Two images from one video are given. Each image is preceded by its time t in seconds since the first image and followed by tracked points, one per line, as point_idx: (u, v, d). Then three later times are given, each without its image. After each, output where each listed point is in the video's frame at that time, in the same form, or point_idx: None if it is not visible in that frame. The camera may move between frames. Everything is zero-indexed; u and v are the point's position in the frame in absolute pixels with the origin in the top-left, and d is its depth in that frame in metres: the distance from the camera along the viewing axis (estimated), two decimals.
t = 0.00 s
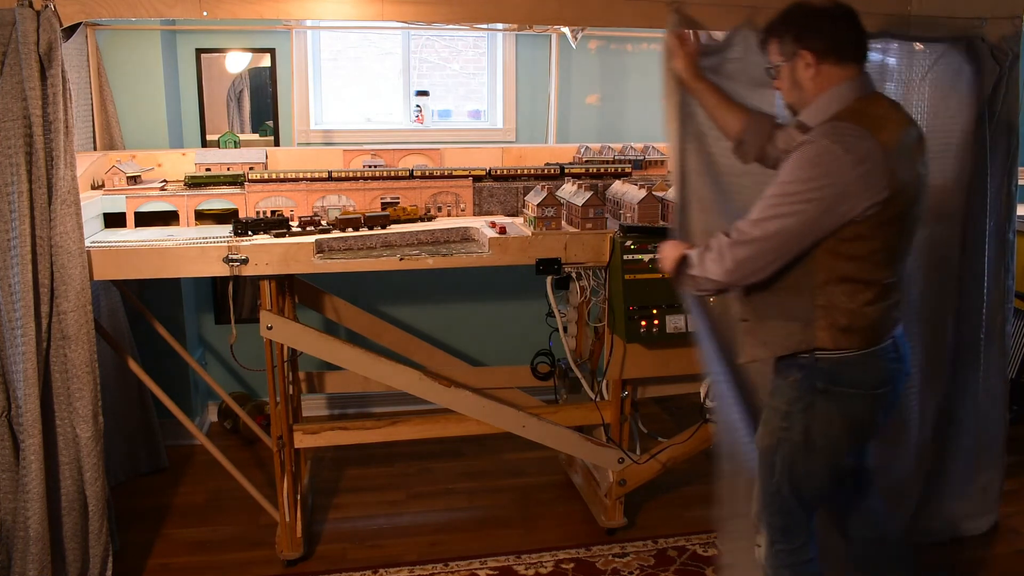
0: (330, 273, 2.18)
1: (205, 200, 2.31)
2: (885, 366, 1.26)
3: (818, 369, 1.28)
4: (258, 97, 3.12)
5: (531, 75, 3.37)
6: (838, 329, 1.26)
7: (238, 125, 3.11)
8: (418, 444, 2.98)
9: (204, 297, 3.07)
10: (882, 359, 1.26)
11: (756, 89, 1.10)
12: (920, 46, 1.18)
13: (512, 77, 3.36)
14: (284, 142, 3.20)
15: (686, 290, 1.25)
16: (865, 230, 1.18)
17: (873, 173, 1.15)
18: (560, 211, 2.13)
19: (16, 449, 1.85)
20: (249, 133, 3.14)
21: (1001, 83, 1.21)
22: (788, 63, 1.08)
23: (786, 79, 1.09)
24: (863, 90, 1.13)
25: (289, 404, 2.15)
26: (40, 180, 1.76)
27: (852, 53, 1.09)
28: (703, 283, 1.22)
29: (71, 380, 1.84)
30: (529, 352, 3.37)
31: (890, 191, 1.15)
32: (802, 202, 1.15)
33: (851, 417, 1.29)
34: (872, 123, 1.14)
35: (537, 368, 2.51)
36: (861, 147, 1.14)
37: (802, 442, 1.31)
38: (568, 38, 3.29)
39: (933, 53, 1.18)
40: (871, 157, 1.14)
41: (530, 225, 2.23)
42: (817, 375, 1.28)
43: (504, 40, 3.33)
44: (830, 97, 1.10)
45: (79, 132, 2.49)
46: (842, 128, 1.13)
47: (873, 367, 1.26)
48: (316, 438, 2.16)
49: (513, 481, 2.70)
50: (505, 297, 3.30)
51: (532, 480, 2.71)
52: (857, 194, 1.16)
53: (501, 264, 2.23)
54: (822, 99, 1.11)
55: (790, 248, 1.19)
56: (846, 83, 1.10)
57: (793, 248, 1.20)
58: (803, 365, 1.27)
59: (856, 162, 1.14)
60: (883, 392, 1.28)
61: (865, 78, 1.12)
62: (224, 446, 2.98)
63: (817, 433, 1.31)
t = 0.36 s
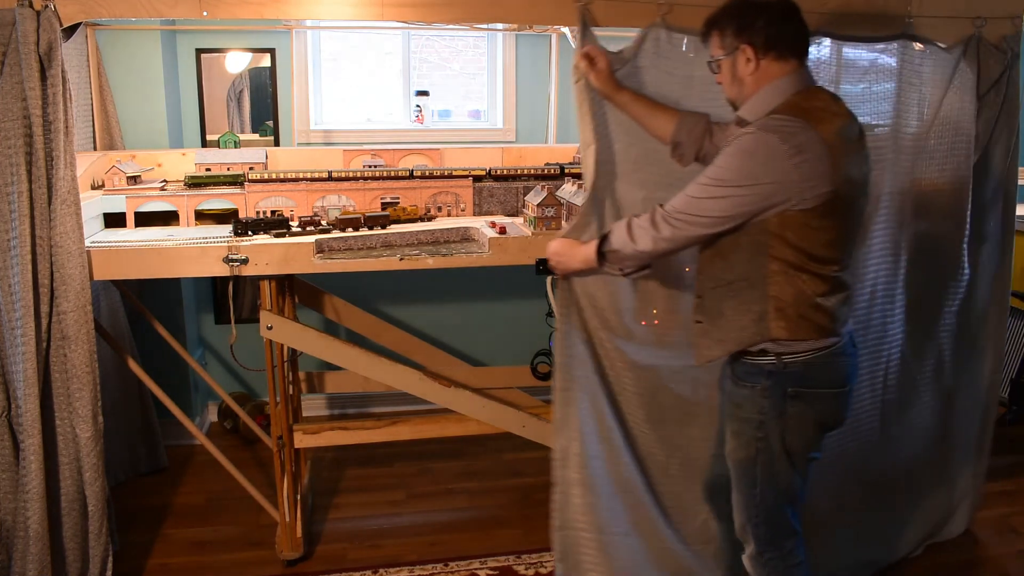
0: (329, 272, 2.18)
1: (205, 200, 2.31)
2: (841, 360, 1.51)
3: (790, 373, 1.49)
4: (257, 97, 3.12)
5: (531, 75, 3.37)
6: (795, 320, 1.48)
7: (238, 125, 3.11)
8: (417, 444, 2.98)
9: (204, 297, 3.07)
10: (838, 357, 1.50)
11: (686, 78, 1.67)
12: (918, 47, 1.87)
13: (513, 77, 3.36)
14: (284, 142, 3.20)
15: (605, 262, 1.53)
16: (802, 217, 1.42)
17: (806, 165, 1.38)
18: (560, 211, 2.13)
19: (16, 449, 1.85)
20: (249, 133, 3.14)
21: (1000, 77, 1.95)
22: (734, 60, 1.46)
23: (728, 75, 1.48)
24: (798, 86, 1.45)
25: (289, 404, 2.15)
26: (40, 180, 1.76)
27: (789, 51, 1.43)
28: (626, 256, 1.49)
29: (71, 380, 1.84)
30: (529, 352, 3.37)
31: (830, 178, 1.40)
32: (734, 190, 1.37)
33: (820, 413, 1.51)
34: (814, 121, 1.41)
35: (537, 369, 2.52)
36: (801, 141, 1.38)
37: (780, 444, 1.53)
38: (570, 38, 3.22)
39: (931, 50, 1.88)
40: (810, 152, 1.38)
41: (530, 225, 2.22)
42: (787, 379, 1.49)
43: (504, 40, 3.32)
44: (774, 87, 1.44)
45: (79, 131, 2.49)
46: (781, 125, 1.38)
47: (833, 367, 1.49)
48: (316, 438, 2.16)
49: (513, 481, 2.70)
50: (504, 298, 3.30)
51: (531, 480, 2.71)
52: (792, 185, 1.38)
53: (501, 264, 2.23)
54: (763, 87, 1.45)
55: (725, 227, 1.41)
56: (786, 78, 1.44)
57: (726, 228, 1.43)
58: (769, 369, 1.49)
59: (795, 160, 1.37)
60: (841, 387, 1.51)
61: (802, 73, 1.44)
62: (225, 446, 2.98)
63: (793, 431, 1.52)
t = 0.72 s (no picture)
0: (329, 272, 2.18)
1: (205, 200, 2.31)
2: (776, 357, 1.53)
3: (724, 373, 1.50)
4: (257, 97, 3.12)
5: (531, 75, 3.37)
6: (726, 319, 1.48)
7: (238, 125, 3.11)
8: (418, 444, 2.98)
9: (204, 297, 3.07)
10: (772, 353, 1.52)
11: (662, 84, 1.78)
12: (917, 47, 1.95)
13: (512, 77, 3.36)
14: (284, 142, 3.19)
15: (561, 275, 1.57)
16: (740, 216, 1.43)
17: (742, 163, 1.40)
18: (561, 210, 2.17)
19: (16, 449, 1.85)
20: (249, 133, 3.14)
21: (995, 72, 2.02)
22: (683, 59, 1.46)
23: (677, 73, 1.48)
24: (740, 89, 1.47)
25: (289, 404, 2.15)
26: (40, 180, 1.76)
27: (738, 54, 1.44)
28: (577, 262, 1.52)
29: (71, 380, 1.84)
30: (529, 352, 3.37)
31: (768, 178, 1.43)
32: (670, 188, 1.40)
33: (758, 411, 1.53)
34: (751, 123, 1.44)
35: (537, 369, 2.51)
36: (739, 141, 1.40)
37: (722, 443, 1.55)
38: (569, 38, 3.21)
39: (930, 50, 1.96)
40: (745, 151, 1.40)
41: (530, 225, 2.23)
42: (721, 380, 1.51)
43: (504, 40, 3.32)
44: (719, 88, 1.46)
45: (79, 132, 2.49)
46: (721, 125, 1.40)
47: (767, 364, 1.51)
48: (316, 438, 2.16)
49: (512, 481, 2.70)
50: (505, 298, 3.30)
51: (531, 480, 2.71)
52: (729, 183, 1.40)
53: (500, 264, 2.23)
54: (710, 88, 1.46)
55: (664, 226, 1.43)
56: (730, 79, 1.45)
57: (667, 227, 1.45)
58: (704, 371, 1.51)
59: (733, 159, 1.40)
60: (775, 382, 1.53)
61: (746, 77, 1.46)
62: (225, 446, 2.98)
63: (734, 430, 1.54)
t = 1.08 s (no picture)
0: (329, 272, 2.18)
1: (205, 200, 2.31)
2: (680, 350, 1.47)
3: (624, 356, 1.47)
4: (257, 97, 3.12)
5: (531, 75, 3.37)
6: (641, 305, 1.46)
7: (238, 125, 3.11)
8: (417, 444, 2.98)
9: (203, 297, 3.07)
10: (678, 346, 1.47)
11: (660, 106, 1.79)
12: (917, 47, 1.95)
13: (512, 77, 3.36)
14: (284, 142, 3.19)
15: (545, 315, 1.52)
16: (672, 206, 1.41)
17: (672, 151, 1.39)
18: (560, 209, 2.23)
19: (16, 449, 1.85)
20: (249, 133, 3.14)
21: (995, 72, 2.02)
22: (621, 53, 1.45)
23: (612, 71, 1.47)
24: (670, 82, 1.47)
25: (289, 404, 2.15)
26: (40, 180, 1.75)
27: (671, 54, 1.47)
28: (561, 298, 1.45)
29: (71, 380, 1.84)
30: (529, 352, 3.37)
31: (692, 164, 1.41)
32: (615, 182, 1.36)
33: (650, 399, 1.48)
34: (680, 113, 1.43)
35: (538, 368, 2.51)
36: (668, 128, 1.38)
37: (605, 426, 1.50)
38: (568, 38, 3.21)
39: (930, 50, 1.96)
40: (676, 136, 1.39)
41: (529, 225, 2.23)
42: (619, 362, 1.47)
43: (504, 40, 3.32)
44: (652, 80, 1.46)
45: (79, 131, 2.48)
46: (652, 113, 1.39)
47: (669, 355, 1.46)
48: (316, 438, 2.16)
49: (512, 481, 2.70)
50: (505, 298, 3.30)
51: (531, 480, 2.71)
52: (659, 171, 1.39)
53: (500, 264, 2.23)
54: (643, 80, 1.46)
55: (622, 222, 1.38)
56: (662, 73, 1.46)
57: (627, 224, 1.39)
58: (607, 351, 1.48)
59: (662, 147, 1.38)
60: (676, 375, 1.48)
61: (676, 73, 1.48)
62: (225, 446, 2.98)
63: (620, 416, 1.49)
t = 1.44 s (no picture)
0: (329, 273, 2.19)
1: (205, 200, 2.32)
2: (575, 366, 1.37)
3: (513, 369, 1.35)
4: (258, 97, 3.12)
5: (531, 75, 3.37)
6: (533, 324, 1.34)
7: (238, 125, 3.12)
8: (418, 444, 2.98)
9: (204, 297, 3.07)
10: (576, 359, 1.36)
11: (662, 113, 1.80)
12: (917, 48, 1.95)
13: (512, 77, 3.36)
14: (284, 142, 3.18)
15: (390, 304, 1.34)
16: (560, 223, 1.31)
17: (557, 161, 1.28)
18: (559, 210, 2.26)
19: (16, 449, 1.85)
20: (249, 133, 3.14)
21: (995, 73, 2.02)
22: (511, 64, 1.36)
23: (500, 83, 1.38)
24: (564, 96, 1.38)
25: (289, 404, 2.15)
26: (40, 180, 1.75)
27: (562, 67, 1.37)
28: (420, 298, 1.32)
29: (71, 380, 1.84)
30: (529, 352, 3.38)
31: (579, 176, 1.30)
32: (499, 199, 1.26)
33: (538, 412, 1.37)
34: (573, 127, 1.32)
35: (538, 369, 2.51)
36: (550, 139, 1.27)
37: (492, 434, 1.38)
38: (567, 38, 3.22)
39: (930, 51, 1.96)
40: (562, 152, 1.28)
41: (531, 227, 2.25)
42: (506, 372, 1.36)
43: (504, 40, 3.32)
44: (544, 91, 1.36)
45: (80, 131, 2.49)
46: (535, 125, 1.28)
47: (564, 368, 1.36)
48: (316, 438, 2.16)
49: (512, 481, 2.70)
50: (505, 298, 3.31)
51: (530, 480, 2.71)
52: (542, 184, 1.27)
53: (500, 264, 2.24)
54: (534, 91, 1.36)
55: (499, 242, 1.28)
56: (553, 84, 1.36)
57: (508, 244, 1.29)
58: (497, 364, 1.37)
59: (545, 159, 1.27)
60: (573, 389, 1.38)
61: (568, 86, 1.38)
62: (225, 446, 2.98)
63: (507, 428, 1.38)
